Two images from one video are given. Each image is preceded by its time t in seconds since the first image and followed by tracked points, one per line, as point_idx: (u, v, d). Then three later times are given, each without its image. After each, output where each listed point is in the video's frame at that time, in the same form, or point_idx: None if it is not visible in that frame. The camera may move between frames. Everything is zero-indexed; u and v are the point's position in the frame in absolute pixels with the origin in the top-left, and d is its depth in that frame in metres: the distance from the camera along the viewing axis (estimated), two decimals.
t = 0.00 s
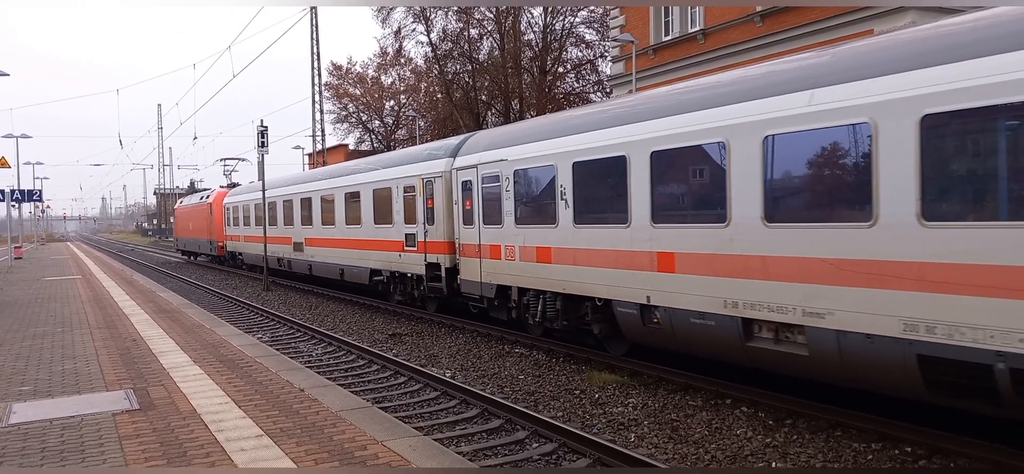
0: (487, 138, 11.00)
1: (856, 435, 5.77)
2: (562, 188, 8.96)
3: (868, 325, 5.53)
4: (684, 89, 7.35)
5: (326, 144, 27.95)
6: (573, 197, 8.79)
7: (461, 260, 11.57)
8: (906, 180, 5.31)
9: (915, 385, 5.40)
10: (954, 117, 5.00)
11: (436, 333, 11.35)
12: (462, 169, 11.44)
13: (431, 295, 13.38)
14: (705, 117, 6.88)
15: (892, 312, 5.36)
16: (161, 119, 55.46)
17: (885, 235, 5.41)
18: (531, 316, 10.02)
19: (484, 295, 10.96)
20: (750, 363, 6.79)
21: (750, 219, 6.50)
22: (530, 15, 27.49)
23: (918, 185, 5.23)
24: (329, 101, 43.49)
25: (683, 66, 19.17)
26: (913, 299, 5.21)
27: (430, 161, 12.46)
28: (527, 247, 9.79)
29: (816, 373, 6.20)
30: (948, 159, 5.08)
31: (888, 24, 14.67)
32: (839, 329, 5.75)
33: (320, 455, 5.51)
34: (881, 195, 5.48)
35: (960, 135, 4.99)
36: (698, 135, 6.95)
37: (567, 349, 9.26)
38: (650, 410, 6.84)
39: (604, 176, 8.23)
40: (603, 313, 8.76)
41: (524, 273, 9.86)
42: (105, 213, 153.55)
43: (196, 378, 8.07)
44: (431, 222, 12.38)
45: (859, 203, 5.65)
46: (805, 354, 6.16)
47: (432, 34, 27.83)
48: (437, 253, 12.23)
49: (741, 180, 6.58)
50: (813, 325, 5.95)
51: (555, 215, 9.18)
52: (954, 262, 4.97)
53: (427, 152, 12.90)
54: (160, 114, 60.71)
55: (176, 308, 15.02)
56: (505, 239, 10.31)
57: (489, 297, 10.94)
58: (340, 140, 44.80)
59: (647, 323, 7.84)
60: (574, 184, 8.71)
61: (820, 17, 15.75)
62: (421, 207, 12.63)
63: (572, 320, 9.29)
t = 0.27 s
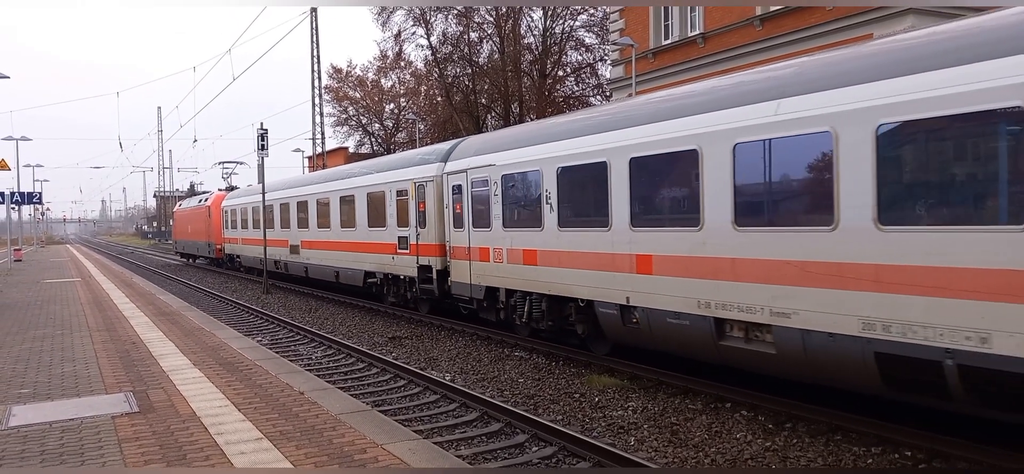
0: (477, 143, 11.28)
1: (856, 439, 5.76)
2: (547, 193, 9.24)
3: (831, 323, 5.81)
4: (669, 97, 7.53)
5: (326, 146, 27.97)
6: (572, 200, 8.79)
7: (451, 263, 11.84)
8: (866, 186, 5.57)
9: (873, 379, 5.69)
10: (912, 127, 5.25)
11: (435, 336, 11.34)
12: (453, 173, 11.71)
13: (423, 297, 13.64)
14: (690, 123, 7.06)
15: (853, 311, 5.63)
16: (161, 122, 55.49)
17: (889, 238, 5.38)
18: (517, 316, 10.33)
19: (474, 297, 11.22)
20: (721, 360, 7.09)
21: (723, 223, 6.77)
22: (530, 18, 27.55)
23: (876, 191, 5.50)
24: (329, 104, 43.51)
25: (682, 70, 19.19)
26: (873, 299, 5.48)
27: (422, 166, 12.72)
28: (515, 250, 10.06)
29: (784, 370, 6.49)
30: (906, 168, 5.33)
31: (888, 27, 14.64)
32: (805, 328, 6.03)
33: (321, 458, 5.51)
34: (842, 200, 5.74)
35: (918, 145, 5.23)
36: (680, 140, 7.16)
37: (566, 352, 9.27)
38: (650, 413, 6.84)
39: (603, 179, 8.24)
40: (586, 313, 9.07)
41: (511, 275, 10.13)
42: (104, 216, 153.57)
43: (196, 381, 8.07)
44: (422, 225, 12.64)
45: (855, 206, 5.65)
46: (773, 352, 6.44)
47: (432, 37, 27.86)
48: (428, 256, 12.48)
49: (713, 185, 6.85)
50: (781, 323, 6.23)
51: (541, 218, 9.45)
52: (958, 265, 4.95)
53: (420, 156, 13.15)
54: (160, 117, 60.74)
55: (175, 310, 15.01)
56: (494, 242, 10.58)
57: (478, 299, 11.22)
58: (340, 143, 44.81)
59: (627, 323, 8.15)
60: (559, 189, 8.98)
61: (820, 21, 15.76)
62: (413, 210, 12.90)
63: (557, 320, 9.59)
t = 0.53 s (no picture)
0: (468, 151, 11.55)
1: (854, 446, 5.76)
2: (533, 199, 9.51)
3: (797, 326, 6.07)
4: (651, 108, 7.80)
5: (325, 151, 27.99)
6: (573, 206, 8.78)
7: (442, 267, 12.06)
8: (829, 195, 5.84)
9: (836, 380, 5.94)
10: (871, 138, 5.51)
11: (434, 342, 11.33)
12: (444, 179, 11.96)
13: (414, 302, 13.84)
14: (669, 134, 7.32)
15: (817, 314, 5.89)
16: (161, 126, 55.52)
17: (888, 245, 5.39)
18: (505, 320, 10.58)
19: (463, 301, 11.45)
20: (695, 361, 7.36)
21: (699, 230, 7.03)
22: (530, 24, 27.61)
23: (838, 200, 5.76)
24: (329, 109, 43.57)
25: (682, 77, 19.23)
26: (836, 303, 5.74)
27: (414, 172, 12.97)
28: (503, 255, 10.30)
29: (754, 371, 6.75)
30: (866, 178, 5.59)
31: (887, 34, 14.68)
32: (773, 330, 6.28)
33: (319, 463, 5.50)
34: (807, 209, 6.00)
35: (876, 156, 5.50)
36: (660, 150, 7.41)
37: (565, 357, 9.27)
38: (649, 419, 6.84)
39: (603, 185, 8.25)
40: (570, 317, 9.36)
41: (499, 279, 10.38)
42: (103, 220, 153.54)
43: (195, 386, 8.07)
44: (414, 230, 12.87)
45: (854, 211, 5.66)
46: (745, 353, 6.70)
47: (432, 43, 27.91)
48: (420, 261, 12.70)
49: (689, 194, 7.11)
50: (751, 326, 6.49)
51: (527, 224, 9.72)
52: (956, 273, 4.96)
53: (412, 163, 13.39)
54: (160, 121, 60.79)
55: (174, 315, 14.99)
56: (482, 247, 10.82)
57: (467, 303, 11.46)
58: (340, 148, 44.82)
59: (609, 326, 8.43)
60: (544, 195, 9.25)
61: (819, 28, 15.80)
62: (405, 215, 13.14)
63: (542, 323, 9.87)
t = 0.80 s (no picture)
0: (461, 155, 11.80)
1: (855, 449, 5.76)
2: (523, 203, 9.73)
3: (770, 325, 6.31)
4: (635, 114, 8.04)
5: (326, 153, 28.01)
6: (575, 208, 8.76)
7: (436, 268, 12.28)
8: (801, 199, 6.08)
9: (805, 376, 6.18)
10: (840, 146, 5.74)
11: (434, 344, 11.32)
12: (438, 182, 12.19)
13: (408, 303, 14.05)
14: (652, 140, 7.54)
15: (790, 314, 6.13)
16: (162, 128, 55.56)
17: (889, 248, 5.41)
18: (496, 320, 10.82)
19: (456, 302, 11.68)
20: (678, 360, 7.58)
21: (679, 233, 7.26)
22: (531, 28, 27.67)
23: (809, 204, 6.01)
24: (330, 111, 43.63)
25: (683, 80, 19.24)
26: (808, 303, 5.98)
27: (409, 176, 13.21)
28: (494, 256, 10.53)
29: (731, 370, 6.98)
30: (835, 184, 5.83)
31: (888, 37, 14.68)
32: (750, 330, 6.52)
33: (319, 465, 5.50)
34: (781, 213, 6.24)
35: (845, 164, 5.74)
36: (643, 155, 7.64)
37: (566, 360, 9.27)
38: (649, 422, 6.83)
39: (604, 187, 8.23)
40: (559, 317, 9.60)
41: (490, 281, 10.61)
42: (104, 221, 153.63)
43: (196, 387, 8.07)
44: (409, 232, 13.08)
45: (857, 216, 5.69)
46: (722, 352, 6.93)
47: (433, 45, 27.95)
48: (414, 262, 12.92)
49: (669, 198, 7.35)
50: (728, 326, 6.73)
51: (517, 227, 9.94)
52: (955, 276, 4.97)
53: (407, 166, 13.61)
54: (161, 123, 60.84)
55: (175, 316, 14.99)
56: (474, 249, 11.04)
57: (460, 303, 11.68)
58: (340, 150, 44.86)
59: (595, 326, 8.66)
60: (534, 198, 9.47)
61: (820, 31, 15.78)
62: (400, 218, 13.35)
63: (532, 323, 10.12)
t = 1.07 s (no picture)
0: (454, 158, 12.02)
1: (855, 453, 5.75)
2: (513, 207, 9.94)
3: (747, 325, 6.51)
4: (621, 121, 8.24)
5: (326, 155, 28.02)
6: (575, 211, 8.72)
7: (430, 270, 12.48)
8: (775, 203, 6.27)
9: (779, 373, 6.36)
10: (812, 152, 5.94)
11: (434, 346, 11.33)
12: (432, 185, 12.40)
13: (403, 304, 14.20)
14: (636, 145, 7.74)
15: (765, 315, 6.32)
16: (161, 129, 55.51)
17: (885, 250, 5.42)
18: (487, 321, 10.99)
19: (449, 303, 11.88)
20: (659, 358, 7.78)
21: (661, 236, 7.45)
22: (531, 30, 27.70)
23: (783, 209, 6.21)
24: (330, 113, 43.65)
25: (683, 82, 19.24)
26: (782, 304, 6.18)
27: (404, 179, 13.41)
28: (485, 258, 10.74)
29: (711, 369, 7.17)
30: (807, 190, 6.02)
31: (888, 41, 14.70)
32: (726, 330, 6.71)
33: (319, 467, 5.49)
34: (756, 216, 6.44)
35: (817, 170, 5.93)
36: (633, 160, 7.74)
37: (565, 363, 9.26)
38: (649, 425, 6.83)
39: (604, 189, 8.20)
40: (548, 318, 9.79)
41: (481, 282, 10.83)
42: (103, 223, 153.51)
43: (195, 389, 8.07)
44: (403, 235, 13.28)
45: (855, 219, 5.69)
46: (702, 352, 7.12)
47: (433, 48, 27.97)
48: (409, 263, 13.13)
49: (651, 201, 7.54)
50: (707, 326, 6.92)
51: (507, 229, 10.16)
52: (952, 279, 4.98)
53: (402, 169, 13.77)
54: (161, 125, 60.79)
55: (174, 318, 14.99)
56: (466, 251, 11.26)
57: (453, 305, 11.88)
58: (340, 152, 44.83)
59: (583, 326, 8.86)
60: (523, 201, 9.68)
61: (820, 34, 15.81)
62: (395, 220, 13.54)
63: (522, 323, 10.32)
